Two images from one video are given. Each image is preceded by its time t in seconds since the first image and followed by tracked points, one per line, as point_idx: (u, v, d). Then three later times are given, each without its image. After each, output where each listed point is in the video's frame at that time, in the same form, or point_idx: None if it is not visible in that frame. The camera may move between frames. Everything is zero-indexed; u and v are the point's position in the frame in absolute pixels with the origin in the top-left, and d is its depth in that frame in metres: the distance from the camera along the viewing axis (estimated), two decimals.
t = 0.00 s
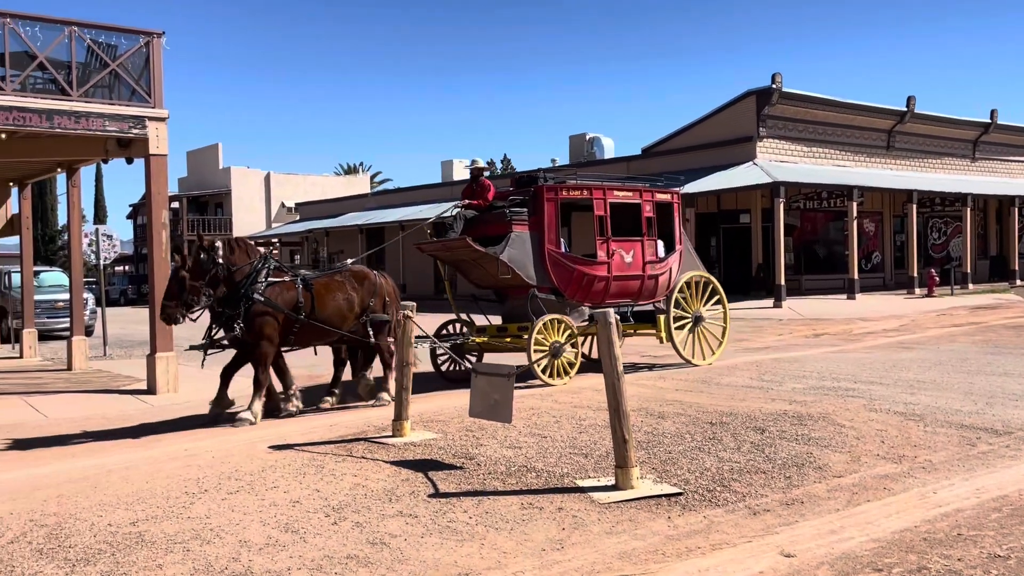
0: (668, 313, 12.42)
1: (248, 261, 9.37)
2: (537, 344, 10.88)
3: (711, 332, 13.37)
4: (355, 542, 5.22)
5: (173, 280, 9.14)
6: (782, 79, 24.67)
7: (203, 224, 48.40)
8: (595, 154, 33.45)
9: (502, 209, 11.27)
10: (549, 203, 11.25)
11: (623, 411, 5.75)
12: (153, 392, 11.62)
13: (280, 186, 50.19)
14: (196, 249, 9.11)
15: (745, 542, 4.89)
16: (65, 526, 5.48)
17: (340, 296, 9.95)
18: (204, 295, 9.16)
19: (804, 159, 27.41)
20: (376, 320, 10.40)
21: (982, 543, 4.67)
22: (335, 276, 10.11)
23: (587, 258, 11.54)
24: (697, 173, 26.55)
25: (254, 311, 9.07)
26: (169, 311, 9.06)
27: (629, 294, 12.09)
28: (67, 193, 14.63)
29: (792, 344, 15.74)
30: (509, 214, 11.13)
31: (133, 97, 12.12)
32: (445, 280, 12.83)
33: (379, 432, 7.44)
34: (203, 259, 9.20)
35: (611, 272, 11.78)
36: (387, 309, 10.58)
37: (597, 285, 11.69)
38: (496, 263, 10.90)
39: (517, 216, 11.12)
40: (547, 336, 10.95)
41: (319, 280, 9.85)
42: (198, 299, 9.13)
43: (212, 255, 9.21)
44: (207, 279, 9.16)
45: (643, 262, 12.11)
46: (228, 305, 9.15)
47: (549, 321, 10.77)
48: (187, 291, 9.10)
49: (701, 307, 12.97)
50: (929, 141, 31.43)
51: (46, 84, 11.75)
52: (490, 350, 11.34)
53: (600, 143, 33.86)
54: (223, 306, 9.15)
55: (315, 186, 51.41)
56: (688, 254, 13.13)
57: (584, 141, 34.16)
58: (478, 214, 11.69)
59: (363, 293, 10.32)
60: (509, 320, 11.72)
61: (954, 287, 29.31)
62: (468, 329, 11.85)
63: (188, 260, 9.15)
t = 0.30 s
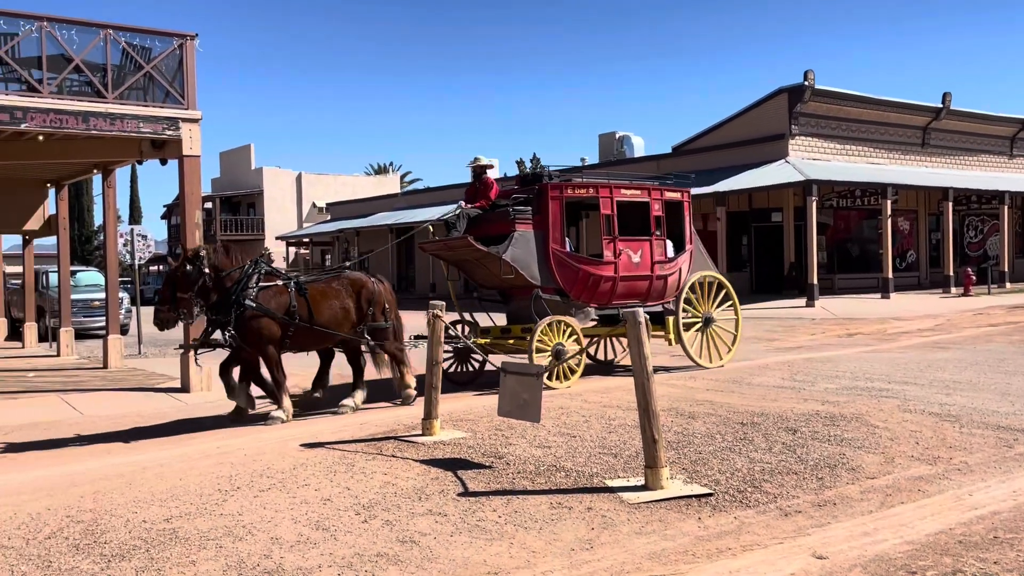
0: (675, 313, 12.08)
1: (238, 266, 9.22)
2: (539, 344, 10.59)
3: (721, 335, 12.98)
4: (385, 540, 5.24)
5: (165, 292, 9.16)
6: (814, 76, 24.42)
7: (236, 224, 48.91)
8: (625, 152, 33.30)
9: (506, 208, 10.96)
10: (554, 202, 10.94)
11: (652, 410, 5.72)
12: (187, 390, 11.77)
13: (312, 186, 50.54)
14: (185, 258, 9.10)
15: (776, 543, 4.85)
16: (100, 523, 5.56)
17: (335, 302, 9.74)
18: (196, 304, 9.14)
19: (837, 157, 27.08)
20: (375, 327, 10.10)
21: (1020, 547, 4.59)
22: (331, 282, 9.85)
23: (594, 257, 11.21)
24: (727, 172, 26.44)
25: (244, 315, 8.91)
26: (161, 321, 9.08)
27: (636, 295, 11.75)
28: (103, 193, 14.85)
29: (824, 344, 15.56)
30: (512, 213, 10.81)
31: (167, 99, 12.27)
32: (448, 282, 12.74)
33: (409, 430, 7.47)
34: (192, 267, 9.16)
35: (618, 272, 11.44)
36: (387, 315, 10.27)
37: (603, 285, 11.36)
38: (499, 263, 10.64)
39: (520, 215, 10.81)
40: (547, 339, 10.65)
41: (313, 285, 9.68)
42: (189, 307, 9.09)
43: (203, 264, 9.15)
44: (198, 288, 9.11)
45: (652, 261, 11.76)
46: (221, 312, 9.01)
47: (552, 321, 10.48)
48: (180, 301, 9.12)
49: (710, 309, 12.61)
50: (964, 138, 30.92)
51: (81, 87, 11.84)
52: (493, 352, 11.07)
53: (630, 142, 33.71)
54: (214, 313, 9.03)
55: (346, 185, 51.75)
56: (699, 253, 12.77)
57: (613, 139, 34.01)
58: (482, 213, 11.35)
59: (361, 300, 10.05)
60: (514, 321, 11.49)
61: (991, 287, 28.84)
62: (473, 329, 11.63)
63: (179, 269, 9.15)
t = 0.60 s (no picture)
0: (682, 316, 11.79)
1: (232, 266, 8.97)
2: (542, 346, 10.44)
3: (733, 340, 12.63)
4: (415, 539, 5.26)
5: (157, 291, 8.93)
6: (849, 73, 24.12)
7: (270, 224, 49.43)
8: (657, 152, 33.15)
9: (509, 207, 10.63)
10: (558, 201, 10.65)
11: (682, 411, 5.69)
12: (218, 390, 11.92)
13: (345, 187, 50.92)
14: (177, 256, 8.84)
15: (809, 545, 4.79)
16: (136, 519, 5.64)
17: (329, 301, 9.50)
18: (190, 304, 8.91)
19: (871, 155, 26.72)
20: (369, 326, 9.92)
21: None
22: (326, 281, 9.66)
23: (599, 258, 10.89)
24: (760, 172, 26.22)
25: (237, 317, 8.64)
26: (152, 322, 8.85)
27: (644, 296, 11.41)
28: (140, 194, 15.10)
29: (858, 344, 15.38)
30: (515, 212, 10.51)
31: (201, 100, 12.42)
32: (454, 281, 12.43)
33: (439, 429, 7.49)
34: (185, 265, 8.88)
35: (625, 273, 11.11)
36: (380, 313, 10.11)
37: (610, 286, 11.03)
38: (501, 263, 10.34)
39: (522, 214, 10.51)
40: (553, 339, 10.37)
41: (307, 284, 9.41)
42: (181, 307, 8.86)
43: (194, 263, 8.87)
44: (190, 287, 8.86)
45: (659, 262, 11.42)
46: (213, 312, 8.75)
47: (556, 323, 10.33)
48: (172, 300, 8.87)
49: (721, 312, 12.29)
50: (1003, 136, 30.39)
51: (118, 90, 11.97)
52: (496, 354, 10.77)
53: (662, 141, 33.56)
54: (207, 314, 8.78)
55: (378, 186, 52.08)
56: (710, 254, 12.45)
57: (645, 138, 33.86)
58: (485, 213, 11.13)
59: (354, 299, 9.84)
60: (519, 322, 11.27)
61: None
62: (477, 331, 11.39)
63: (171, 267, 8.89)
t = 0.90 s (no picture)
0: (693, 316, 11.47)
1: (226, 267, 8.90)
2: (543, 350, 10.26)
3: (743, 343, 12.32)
4: (446, 538, 5.27)
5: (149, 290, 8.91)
6: (884, 70, 23.79)
7: (303, 224, 49.85)
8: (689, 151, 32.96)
9: (510, 206, 10.58)
10: (560, 200, 10.58)
11: (714, 413, 5.65)
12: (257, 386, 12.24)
13: (377, 187, 51.21)
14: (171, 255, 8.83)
15: (842, 548, 4.74)
16: (171, 516, 5.72)
17: (324, 302, 9.35)
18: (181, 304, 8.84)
19: (908, 153, 26.31)
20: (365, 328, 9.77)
21: None
22: (322, 281, 9.50)
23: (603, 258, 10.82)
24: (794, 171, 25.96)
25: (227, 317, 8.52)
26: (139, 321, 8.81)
27: (650, 298, 11.33)
28: (175, 195, 15.30)
29: (895, 345, 15.14)
30: (516, 212, 10.45)
31: (236, 102, 12.58)
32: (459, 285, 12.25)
33: (471, 429, 7.50)
34: (178, 264, 8.87)
35: (630, 275, 11.02)
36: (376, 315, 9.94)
37: (615, 288, 10.94)
38: (502, 264, 10.29)
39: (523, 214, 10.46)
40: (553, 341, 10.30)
41: (301, 285, 9.26)
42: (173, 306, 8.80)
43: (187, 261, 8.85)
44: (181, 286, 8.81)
45: (666, 264, 11.32)
46: (204, 312, 8.67)
47: (557, 325, 10.16)
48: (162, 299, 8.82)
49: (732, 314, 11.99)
50: None
51: (154, 92, 12.10)
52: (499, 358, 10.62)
53: (695, 140, 33.36)
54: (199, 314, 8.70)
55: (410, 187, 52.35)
56: (722, 255, 12.32)
57: (677, 138, 33.68)
58: (487, 213, 11.08)
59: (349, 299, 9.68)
60: (523, 324, 11.10)
61: None
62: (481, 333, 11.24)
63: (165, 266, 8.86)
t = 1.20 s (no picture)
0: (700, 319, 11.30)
1: (216, 274, 8.78)
2: (541, 354, 10.04)
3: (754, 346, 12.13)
4: (477, 538, 5.27)
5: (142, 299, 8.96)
6: (922, 67, 23.43)
7: (337, 226, 50.22)
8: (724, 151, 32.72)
9: (510, 208, 10.55)
10: (561, 201, 10.55)
11: (748, 415, 5.59)
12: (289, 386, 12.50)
13: (410, 188, 51.46)
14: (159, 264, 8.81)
15: (878, 552, 4.67)
16: (206, 513, 5.78)
17: (319, 310, 9.12)
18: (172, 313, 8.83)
19: (947, 152, 25.87)
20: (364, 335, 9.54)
21: None
22: (317, 288, 9.29)
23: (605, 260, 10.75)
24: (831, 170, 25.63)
25: (218, 326, 8.41)
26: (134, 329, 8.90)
27: (656, 300, 11.23)
28: (210, 196, 15.49)
29: (934, 347, 14.89)
30: (515, 214, 10.43)
31: (271, 104, 12.71)
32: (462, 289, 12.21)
33: (503, 429, 7.51)
34: (167, 272, 8.82)
35: (635, 276, 10.93)
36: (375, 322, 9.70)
37: (618, 290, 10.87)
38: (502, 266, 10.27)
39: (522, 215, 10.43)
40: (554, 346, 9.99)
41: (295, 293, 9.05)
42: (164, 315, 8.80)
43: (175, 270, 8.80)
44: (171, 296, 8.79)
45: (672, 265, 11.22)
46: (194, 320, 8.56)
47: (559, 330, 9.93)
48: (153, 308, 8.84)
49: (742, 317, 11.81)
50: None
51: (190, 94, 12.24)
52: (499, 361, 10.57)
53: (729, 140, 33.10)
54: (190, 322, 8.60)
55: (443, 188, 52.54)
56: (730, 255, 12.21)
57: (711, 138, 33.44)
58: (486, 214, 11.04)
59: (346, 306, 9.44)
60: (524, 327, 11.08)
61: None
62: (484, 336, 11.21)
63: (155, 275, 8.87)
